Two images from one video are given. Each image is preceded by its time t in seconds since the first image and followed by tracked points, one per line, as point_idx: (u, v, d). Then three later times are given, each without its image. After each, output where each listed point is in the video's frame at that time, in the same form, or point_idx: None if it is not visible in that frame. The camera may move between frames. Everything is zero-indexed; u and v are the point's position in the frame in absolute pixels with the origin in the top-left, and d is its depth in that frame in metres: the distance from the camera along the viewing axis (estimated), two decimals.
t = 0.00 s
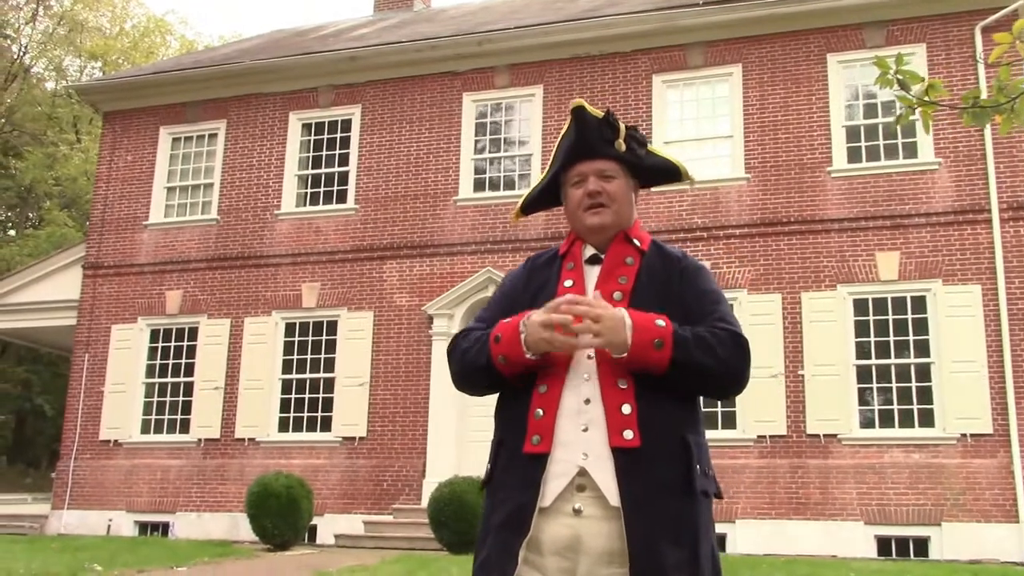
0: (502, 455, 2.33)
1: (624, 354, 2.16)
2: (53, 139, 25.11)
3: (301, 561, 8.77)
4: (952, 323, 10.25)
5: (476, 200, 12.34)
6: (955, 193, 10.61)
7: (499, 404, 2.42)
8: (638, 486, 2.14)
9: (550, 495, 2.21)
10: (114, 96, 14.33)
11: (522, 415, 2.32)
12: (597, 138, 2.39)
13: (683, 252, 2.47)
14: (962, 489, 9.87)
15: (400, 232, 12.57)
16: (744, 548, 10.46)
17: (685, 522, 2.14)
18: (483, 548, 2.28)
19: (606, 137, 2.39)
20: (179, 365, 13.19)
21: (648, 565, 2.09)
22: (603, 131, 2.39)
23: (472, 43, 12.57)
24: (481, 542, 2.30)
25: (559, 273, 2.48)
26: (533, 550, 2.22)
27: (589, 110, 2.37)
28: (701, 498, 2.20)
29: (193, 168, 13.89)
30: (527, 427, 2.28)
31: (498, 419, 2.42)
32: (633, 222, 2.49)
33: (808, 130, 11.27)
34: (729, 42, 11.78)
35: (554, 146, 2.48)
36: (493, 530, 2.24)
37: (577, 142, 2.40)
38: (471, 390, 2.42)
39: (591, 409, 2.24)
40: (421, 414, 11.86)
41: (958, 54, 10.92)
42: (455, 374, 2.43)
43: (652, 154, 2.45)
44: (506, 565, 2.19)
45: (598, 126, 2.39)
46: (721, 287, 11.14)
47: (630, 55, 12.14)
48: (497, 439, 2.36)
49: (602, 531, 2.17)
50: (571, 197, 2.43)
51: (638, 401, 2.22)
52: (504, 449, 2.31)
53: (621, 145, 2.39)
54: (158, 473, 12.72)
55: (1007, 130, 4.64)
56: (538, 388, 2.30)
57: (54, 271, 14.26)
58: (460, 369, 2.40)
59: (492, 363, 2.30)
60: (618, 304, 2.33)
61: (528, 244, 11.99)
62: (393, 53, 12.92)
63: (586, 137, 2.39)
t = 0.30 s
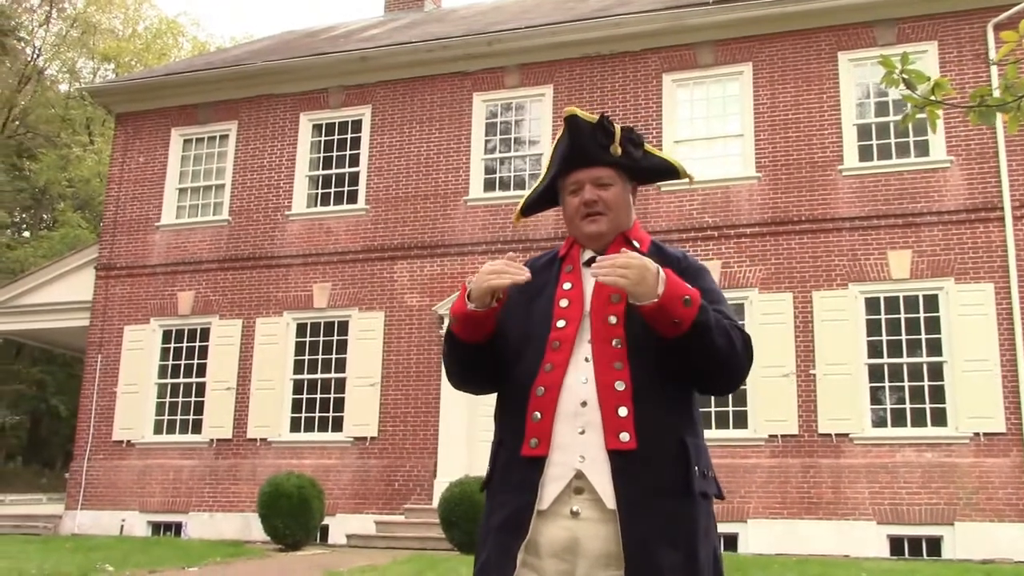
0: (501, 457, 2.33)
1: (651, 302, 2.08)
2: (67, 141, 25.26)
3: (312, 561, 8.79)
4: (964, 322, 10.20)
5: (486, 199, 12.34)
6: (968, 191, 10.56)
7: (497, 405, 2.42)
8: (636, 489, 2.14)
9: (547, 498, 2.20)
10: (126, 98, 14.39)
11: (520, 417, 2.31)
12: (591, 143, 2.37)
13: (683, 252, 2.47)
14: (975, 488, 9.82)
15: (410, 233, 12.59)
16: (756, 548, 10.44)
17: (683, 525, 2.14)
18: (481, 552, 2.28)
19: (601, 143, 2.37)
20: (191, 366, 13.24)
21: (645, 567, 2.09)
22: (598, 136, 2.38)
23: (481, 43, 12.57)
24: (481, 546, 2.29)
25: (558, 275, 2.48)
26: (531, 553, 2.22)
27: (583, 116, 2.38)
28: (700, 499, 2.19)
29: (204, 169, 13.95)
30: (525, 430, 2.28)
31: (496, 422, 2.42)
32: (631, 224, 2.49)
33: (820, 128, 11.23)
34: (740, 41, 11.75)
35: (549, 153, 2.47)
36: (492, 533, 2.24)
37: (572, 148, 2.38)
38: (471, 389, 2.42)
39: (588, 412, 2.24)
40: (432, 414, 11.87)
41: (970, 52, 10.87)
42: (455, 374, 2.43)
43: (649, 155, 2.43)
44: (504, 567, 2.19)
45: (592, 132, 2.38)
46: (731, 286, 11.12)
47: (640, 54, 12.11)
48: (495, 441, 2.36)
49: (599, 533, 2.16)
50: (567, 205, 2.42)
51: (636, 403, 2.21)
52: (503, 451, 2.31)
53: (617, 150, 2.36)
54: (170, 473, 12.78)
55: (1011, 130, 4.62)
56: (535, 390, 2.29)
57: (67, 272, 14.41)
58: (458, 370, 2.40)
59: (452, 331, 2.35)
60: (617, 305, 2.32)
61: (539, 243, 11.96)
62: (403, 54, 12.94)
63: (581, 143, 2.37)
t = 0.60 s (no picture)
0: (503, 459, 2.33)
1: (652, 315, 2.09)
2: (84, 142, 25.43)
3: (325, 561, 8.81)
4: (979, 321, 10.14)
5: (499, 199, 12.35)
6: (983, 190, 10.49)
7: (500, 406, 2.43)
8: (636, 490, 2.14)
9: (548, 500, 2.20)
10: (141, 99, 14.47)
11: (522, 418, 2.32)
12: (592, 144, 2.37)
13: (685, 253, 2.46)
14: (990, 489, 9.76)
15: (424, 232, 12.61)
16: (770, 548, 10.41)
17: (684, 526, 2.14)
18: (484, 552, 2.29)
19: (601, 143, 2.38)
20: (206, 365, 13.30)
21: (646, 568, 2.09)
22: (599, 137, 2.38)
23: (494, 42, 12.58)
24: (484, 546, 2.30)
25: (560, 276, 2.48)
26: (533, 553, 2.22)
27: (583, 117, 2.38)
28: (701, 500, 2.19)
29: (219, 169, 14.01)
30: (526, 431, 2.28)
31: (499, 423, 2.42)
32: (634, 225, 2.48)
33: (834, 127, 11.18)
34: (754, 39, 11.71)
35: (551, 154, 2.47)
36: (495, 533, 2.25)
37: (572, 149, 2.38)
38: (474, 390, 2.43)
39: (589, 413, 2.24)
40: (446, 414, 11.89)
41: (986, 49, 10.79)
42: (457, 376, 2.44)
43: (651, 155, 2.42)
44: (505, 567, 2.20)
45: (592, 132, 2.38)
46: (745, 285, 11.09)
47: (653, 53, 12.09)
48: (498, 443, 2.37)
49: (600, 534, 2.16)
50: (569, 206, 2.43)
51: (636, 404, 2.21)
52: (504, 453, 2.32)
53: (617, 150, 2.37)
54: (186, 472, 12.85)
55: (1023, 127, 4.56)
56: (535, 392, 2.30)
57: (84, 272, 14.53)
58: (461, 371, 2.42)
59: (458, 344, 2.38)
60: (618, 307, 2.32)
61: (552, 243, 11.96)
62: (416, 54, 12.96)
63: (581, 144, 2.37)
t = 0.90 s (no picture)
0: (515, 458, 2.34)
1: (658, 318, 2.09)
2: (101, 146, 25.62)
3: (344, 560, 8.85)
4: (999, 315, 10.07)
5: (514, 197, 12.35)
6: (1001, 182, 10.42)
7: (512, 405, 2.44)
8: (647, 488, 2.14)
9: (560, 498, 2.21)
10: (157, 102, 14.56)
11: (533, 417, 2.33)
12: (602, 141, 2.37)
13: (695, 250, 2.46)
14: (1012, 483, 9.69)
15: (439, 232, 12.63)
16: (789, 545, 10.38)
17: (696, 523, 2.14)
18: (497, 552, 2.30)
19: (612, 140, 2.37)
20: (224, 367, 13.37)
21: (658, 567, 2.09)
22: (609, 134, 2.38)
23: (507, 41, 12.58)
24: (497, 546, 2.31)
25: (571, 275, 2.49)
26: (546, 552, 2.23)
27: (592, 113, 2.36)
28: (712, 498, 2.19)
29: (235, 171, 14.08)
30: (537, 431, 2.29)
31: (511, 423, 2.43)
32: (644, 221, 2.48)
33: (850, 122, 11.12)
34: (768, 34, 11.67)
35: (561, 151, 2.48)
36: (507, 533, 2.26)
37: (582, 146, 2.38)
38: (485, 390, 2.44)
39: (600, 412, 2.24)
40: (463, 413, 11.91)
41: (1003, 41, 10.71)
42: (469, 377, 2.45)
43: (661, 152, 2.42)
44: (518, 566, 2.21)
45: (602, 129, 2.38)
46: (762, 282, 11.05)
47: (667, 50, 12.06)
48: (510, 442, 2.38)
49: (613, 532, 2.16)
50: (579, 202, 2.43)
51: (648, 402, 2.21)
52: (517, 452, 2.33)
53: (627, 147, 2.37)
54: (205, 473, 12.93)
55: None
56: (547, 391, 2.31)
57: (103, 275, 14.65)
58: (473, 371, 2.42)
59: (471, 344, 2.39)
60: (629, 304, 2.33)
61: (568, 241, 11.97)
62: (429, 54, 12.98)
63: (591, 141, 2.38)
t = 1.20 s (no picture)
0: (529, 455, 2.35)
1: (636, 360, 2.18)
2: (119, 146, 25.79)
3: (361, 558, 8.88)
4: (1018, 311, 9.99)
5: (529, 195, 12.36)
6: (1019, 177, 10.34)
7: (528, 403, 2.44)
8: (661, 486, 2.14)
9: (574, 495, 2.21)
10: (173, 103, 14.64)
11: (547, 414, 2.33)
12: (618, 136, 2.39)
13: (709, 247, 2.45)
14: None
15: (455, 230, 12.65)
16: (807, 543, 10.34)
17: (710, 521, 2.14)
18: (511, 549, 2.30)
19: (628, 135, 2.39)
20: (242, 365, 13.43)
21: (672, 565, 2.09)
22: (625, 129, 2.39)
23: (522, 39, 12.59)
24: (511, 542, 2.31)
25: (585, 271, 2.48)
26: (559, 549, 2.23)
27: (610, 106, 2.38)
28: (726, 495, 2.19)
29: (251, 170, 14.14)
30: (552, 428, 2.29)
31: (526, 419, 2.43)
32: (659, 219, 2.47)
33: (866, 117, 11.06)
34: (783, 30, 11.63)
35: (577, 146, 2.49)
36: (522, 529, 2.26)
37: (598, 139, 2.40)
38: (502, 389, 2.44)
39: (614, 410, 2.24)
40: (479, 411, 11.93)
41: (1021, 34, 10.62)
42: (484, 375, 2.45)
43: (677, 149, 2.43)
44: (532, 562, 2.22)
45: (619, 124, 2.39)
46: (778, 278, 11.00)
47: (682, 46, 12.03)
48: (525, 439, 2.38)
49: (627, 530, 2.16)
50: (594, 195, 2.43)
51: (662, 400, 2.21)
52: (531, 449, 2.33)
53: (643, 142, 2.38)
54: (224, 471, 13.00)
55: None
56: (561, 388, 2.31)
57: (121, 275, 14.74)
58: (489, 370, 2.42)
59: (526, 370, 2.32)
60: (643, 301, 2.33)
61: (583, 238, 11.97)
62: (444, 52, 13.00)
63: (607, 135, 2.39)
